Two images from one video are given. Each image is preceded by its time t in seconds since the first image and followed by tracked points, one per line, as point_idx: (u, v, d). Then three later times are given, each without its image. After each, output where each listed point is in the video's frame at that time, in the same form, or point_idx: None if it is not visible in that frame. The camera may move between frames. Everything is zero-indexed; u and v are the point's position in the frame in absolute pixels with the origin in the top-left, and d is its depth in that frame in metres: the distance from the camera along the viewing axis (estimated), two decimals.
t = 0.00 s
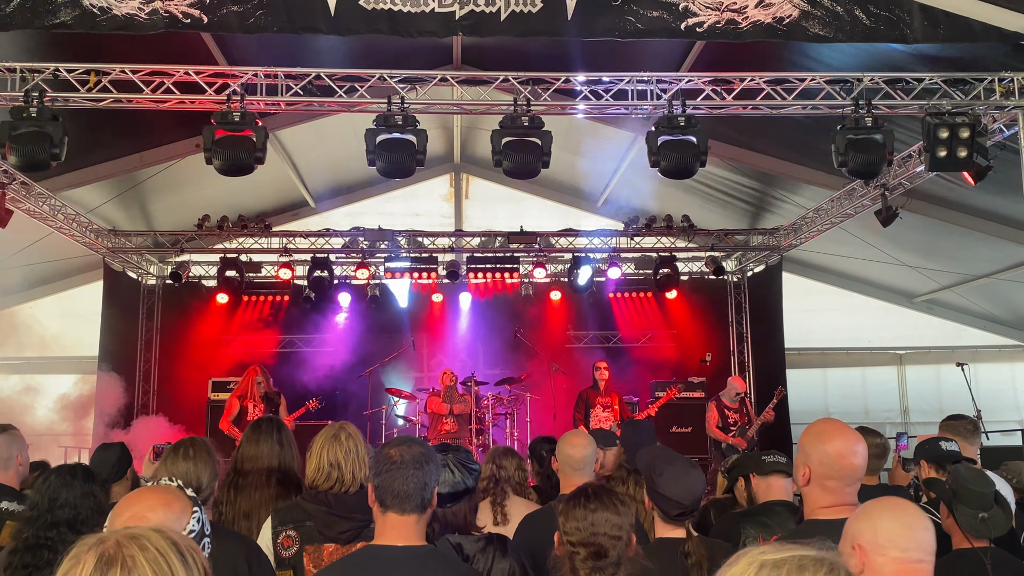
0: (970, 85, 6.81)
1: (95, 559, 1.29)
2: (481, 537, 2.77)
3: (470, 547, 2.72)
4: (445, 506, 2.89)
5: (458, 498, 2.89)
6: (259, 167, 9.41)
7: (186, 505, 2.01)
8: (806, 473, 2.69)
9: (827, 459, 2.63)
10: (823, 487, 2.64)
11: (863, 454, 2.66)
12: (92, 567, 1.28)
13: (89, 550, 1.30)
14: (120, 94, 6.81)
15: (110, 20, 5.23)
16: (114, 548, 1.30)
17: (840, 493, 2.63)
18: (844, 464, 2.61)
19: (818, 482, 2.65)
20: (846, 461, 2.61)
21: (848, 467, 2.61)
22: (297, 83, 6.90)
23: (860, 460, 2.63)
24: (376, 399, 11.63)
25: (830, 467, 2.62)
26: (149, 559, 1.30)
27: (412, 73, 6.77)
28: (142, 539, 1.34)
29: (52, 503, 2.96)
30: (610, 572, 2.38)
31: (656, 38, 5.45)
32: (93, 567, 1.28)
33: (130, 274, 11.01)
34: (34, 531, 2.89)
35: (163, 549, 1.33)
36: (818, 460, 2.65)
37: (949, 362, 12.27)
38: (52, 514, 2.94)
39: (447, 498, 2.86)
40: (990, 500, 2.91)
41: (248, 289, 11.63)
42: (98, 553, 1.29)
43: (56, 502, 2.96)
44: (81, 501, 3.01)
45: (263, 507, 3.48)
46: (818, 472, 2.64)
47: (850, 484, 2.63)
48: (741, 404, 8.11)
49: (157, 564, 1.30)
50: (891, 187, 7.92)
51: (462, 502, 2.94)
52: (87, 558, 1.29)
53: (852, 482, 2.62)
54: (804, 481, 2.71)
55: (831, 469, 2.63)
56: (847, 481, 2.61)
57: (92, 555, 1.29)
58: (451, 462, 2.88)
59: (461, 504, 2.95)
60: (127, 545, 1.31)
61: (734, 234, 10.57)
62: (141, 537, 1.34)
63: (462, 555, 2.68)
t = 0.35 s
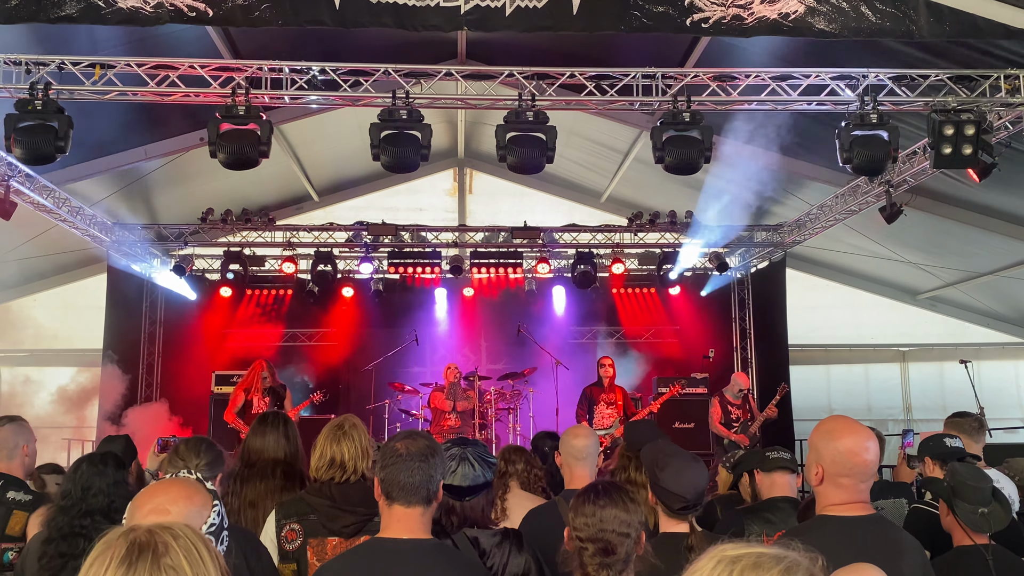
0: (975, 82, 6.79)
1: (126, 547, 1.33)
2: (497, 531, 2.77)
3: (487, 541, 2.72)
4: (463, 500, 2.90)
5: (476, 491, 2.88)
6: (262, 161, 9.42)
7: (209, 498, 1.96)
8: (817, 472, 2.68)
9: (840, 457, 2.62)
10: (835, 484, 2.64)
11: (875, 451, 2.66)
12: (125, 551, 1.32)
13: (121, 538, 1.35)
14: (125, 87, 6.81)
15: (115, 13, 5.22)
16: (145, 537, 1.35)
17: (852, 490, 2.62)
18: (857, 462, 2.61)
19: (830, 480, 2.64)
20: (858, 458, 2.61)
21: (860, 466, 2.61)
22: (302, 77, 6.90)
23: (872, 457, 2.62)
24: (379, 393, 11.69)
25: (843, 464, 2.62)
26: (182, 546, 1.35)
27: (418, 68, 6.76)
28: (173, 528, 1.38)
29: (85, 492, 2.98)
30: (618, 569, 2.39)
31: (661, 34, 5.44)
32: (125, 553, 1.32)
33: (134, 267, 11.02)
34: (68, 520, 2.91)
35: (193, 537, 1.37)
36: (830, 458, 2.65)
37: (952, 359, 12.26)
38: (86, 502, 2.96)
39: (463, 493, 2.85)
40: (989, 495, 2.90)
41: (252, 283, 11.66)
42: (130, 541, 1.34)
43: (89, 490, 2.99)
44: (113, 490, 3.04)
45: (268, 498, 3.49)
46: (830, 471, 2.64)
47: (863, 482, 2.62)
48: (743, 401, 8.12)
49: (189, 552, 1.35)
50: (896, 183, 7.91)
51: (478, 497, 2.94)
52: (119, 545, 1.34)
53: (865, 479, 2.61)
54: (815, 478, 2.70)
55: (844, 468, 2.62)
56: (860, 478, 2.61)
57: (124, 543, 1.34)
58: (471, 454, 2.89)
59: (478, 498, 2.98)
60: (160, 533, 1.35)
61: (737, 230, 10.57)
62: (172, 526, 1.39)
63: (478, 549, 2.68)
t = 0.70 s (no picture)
0: (974, 76, 6.77)
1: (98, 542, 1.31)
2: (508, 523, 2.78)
3: (498, 531, 2.72)
4: (475, 489, 2.86)
5: (487, 482, 2.85)
6: (259, 152, 9.39)
7: (198, 488, 2.00)
8: (812, 462, 2.67)
9: (834, 447, 2.62)
10: (830, 474, 2.63)
11: (869, 442, 2.65)
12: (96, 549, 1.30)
13: (105, 524, 1.41)
14: (123, 78, 6.78)
15: (112, 3, 5.20)
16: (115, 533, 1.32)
17: (847, 480, 2.61)
18: (851, 453, 2.61)
19: (825, 469, 2.63)
20: (851, 448, 2.61)
21: (854, 455, 2.61)
22: (299, 68, 6.87)
23: (866, 448, 2.62)
24: (376, 386, 11.66)
25: (837, 454, 2.62)
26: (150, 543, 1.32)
27: (415, 59, 6.73)
28: (158, 514, 1.43)
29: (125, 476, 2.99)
30: (617, 561, 2.37)
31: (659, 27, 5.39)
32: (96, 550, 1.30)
33: (132, 259, 10.99)
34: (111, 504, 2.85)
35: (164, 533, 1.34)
36: (824, 448, 2.65)
37: (950, 354, 12.27)
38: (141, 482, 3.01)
39: (473, 482, 2.82)
40: (983, 488, 2.90)
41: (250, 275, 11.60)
42: (114, 526, 1.40)
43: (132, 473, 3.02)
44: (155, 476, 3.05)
45: (264, 490, 3.47)
46: (825, 461, 2.63)
47: (857, 472, 2.61)
48: (740, 394, 8.15)
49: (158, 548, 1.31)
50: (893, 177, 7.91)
51: (492, 486, 2.91)
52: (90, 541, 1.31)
53: (858, 470, 2.61)
54: (809, 469, 2.69)
55: (838, 458, 2.62)
56: (853, 468, 2.60)
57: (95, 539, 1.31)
58: (481, 446, 2.85)
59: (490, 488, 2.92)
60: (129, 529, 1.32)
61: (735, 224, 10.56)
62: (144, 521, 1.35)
63: (490, 541, 2.69)
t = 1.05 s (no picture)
0: (969, 69, 6.76)
1: (106, 527, 1.43)
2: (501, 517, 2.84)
3: (491, 526, 2.77)
4: (470, 483, 2.83)
5: (482, 475, 2.83)
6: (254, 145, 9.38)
7: (170, 479, 1.97)
8: (800, 453, 2.69)
9: (820, 437, 2.64)
10: (816, 465, 2.63)
11: (856, 433, 2.66)
12: (105, 531, 1.43)
13: (100, 517, 1.45)
14: (117, 70, 6.76)
15: None
16: (123, 517, 1.45)
17: (833, 470, 2.61)
18: (837, 442, 2.62)
19: (811, 460, 2.64)
20: (839, 439, 2.62)
21: (841, 444, 2.61)
22: (294, 61, 6.85)
23: (853, 438, 2.63)
24: (372, 379, 11.68)
25: (824, 444, 2.62)
26: (158, 526, 1.45)
27: (410, 52, 6.71)
28: (151, 509, 1.48)
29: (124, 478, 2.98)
30: (612, 555, 2.33)
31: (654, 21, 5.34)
32: (102, 534, 1.42)
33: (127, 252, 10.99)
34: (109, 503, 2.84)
35: (171, 520, 1.47)
36: (811, 438, 2.66)
37: (944, 346, 12.31)
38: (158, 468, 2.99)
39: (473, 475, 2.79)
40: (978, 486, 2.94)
41: (246, 269, 11.65)
42: (109, 521, 1.44)
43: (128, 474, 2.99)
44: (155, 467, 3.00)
45: (258, 483, 3.47)
46: (811, 450, 2.64)
47: (843, 462, 2.61)
48: (735, 386, 8.19)
49: (166, 533, 1.44)
50: (888, 169, 7.94)
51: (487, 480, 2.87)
52: (100, 524, 1.44)
53: (845, 460, 2.61)
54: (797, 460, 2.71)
55: (824, 447, 2.63)
56: (839, 459, 2.60)
57: (104, 522, 1.44)
58: (477, 439, 2.86)
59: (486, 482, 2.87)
60: (138, 513, 1.45)
61: (731, 217, 10.57)
62: (150, 507, 1.49)
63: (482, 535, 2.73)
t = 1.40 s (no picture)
0: (963, 63, 6.75)
1: (98, 524, 1.42)
2: (477, 514, 2.90)
3: (465, 523, 2.85)
4: (446, 478, 3.03)
5: (458, 470, 3.01)
6: (248, 141, 9.37)
7: (136, 477, 2.01)
8: (781, 450, 2.69)
9: (797, 429, 2.65)
10: (798, 458, 2.64)
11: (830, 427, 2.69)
12: (97, 529, 1.41)
13: (92, 516, 1.44)
14: (110, 66, 6.73)
15: None
16: (114, 516, 1.43)
17: (814, 460, 2.62)
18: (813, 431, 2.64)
19: (791, 452, 2.65)
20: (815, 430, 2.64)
21: (819, 434, 2.63)
22: (287, 56, 6.82)
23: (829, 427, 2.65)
24: (368, 373, 11.71)
25: (802, 438, 2.64)
26: (151, 524, 1.44)
27: (404, 47, 6.68)
28: (144, 505, 1.46)
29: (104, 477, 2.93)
30: (604, 550, 2.34)
31: (648, 17, 5.32)
32: (97, 531, 1.41)
33: (122, 249, 10.97)
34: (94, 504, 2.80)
35: (163, 515, 1.46)
36: (789, 432, 2.67)
37: (939, 340, 12.35)
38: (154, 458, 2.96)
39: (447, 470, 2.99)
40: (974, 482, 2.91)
41: (240, 265, 11.60)
42: (100, 519, 1.43)
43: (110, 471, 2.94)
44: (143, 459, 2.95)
45: (251, 480, 3.47)
46: (791, 445, 2.65)
47: (822, 450, 2.63)
48: (730, 381, 8.20)
49: (157, 529, 1.44)
50: (883, 164, 7.94)
51: (462, 475, 3.05)
52: (91, 523, 1.43)
53: (823, 447, 2.63)
54: (780, 457, 2.70)
55: (802, 438, 2.65)
56: (818, 447, 2.63)
57: (95, 521, 1.43)
58: (455, 435, 3.01)
59: (461, 477, 3.08)
60: (129, 511, 1.44)
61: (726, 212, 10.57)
62: (141, 502, 1.47)
63: (456, 530, 2.82)
